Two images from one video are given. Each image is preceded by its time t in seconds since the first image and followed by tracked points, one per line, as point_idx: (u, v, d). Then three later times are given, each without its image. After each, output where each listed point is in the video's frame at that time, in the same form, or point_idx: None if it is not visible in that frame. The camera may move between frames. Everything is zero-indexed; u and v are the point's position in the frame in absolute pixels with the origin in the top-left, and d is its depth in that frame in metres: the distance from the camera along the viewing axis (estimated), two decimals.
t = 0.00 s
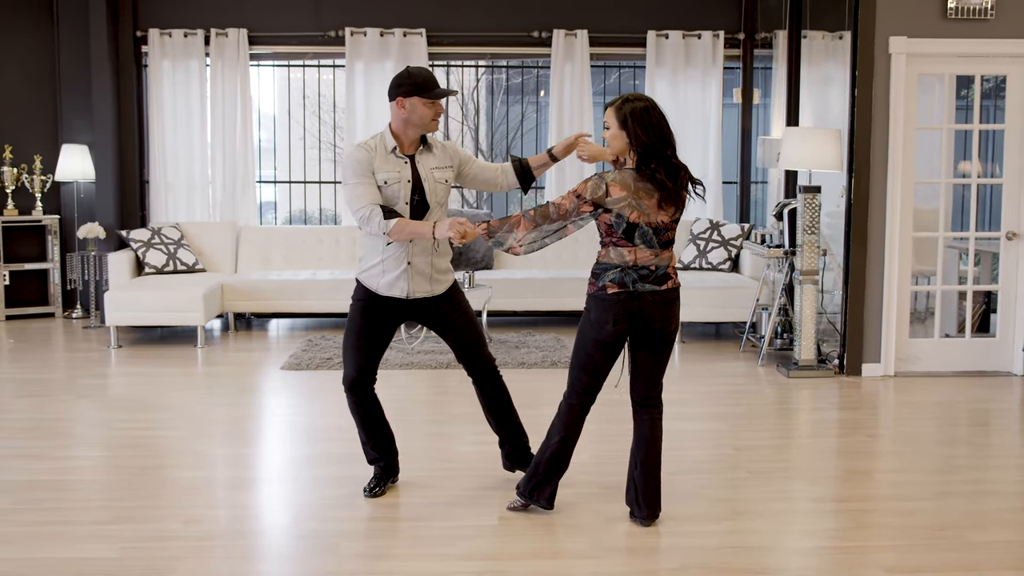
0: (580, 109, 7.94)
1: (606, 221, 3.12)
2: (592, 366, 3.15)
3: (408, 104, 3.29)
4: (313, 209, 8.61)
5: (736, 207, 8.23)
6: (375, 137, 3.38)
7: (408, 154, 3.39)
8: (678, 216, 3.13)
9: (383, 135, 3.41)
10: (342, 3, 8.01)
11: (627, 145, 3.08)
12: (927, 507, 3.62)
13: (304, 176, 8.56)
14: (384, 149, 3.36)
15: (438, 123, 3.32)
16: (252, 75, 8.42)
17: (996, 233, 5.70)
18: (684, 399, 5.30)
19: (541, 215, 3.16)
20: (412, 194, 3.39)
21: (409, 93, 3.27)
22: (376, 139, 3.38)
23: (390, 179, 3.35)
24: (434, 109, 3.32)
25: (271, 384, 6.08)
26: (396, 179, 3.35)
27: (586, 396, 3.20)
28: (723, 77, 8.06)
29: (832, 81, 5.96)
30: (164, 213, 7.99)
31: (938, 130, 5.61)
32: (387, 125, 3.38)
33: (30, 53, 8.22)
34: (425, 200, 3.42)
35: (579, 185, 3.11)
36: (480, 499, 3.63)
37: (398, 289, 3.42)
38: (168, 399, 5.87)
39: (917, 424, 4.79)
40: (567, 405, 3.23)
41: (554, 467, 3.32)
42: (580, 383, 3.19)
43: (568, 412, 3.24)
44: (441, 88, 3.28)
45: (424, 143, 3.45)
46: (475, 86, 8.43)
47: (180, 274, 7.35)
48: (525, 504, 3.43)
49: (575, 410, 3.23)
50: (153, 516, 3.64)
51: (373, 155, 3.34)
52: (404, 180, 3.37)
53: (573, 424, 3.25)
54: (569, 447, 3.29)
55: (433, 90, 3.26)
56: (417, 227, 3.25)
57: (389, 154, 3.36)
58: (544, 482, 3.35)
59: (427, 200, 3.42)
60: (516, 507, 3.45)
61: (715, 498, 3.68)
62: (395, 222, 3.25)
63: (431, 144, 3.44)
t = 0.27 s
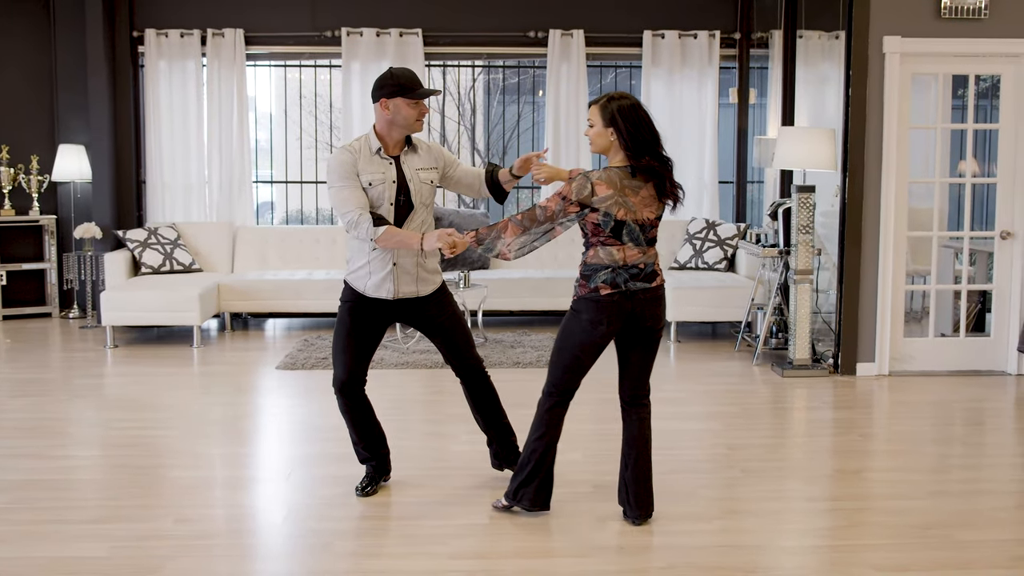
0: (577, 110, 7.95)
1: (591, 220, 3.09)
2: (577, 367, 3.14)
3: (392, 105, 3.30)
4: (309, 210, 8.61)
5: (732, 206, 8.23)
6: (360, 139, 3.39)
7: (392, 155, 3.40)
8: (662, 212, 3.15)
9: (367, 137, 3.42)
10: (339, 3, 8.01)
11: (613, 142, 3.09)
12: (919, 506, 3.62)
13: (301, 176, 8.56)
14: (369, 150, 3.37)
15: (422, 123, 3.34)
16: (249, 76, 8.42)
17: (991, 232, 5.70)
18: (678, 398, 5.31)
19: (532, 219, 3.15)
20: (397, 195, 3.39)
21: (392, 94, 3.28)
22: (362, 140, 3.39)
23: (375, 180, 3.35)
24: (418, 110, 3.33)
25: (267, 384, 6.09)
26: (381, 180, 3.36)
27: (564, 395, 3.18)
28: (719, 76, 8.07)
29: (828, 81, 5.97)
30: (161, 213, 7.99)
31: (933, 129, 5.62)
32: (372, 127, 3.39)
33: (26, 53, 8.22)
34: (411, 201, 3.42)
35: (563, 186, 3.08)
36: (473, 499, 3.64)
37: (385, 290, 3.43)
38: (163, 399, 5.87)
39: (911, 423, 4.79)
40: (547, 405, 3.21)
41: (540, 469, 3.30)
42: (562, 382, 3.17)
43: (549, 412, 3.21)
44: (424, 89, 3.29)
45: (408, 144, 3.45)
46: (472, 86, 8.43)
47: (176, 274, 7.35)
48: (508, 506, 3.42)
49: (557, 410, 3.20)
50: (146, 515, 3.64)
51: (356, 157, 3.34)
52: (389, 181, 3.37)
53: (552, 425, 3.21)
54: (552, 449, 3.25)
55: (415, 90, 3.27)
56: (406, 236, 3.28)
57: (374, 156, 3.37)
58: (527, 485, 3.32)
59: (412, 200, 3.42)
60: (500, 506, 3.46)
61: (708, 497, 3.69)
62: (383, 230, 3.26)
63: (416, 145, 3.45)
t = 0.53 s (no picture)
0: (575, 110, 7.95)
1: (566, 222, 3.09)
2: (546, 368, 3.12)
3: (390, 101, 3.30)
4: (308, 210, 8.61)
5: (731, 206, 8.24)
6: (358, 136, 3.39)
7: (391, 151, 3.41)
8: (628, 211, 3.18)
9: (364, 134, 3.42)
10: (338, 3, 8.02)
11: (581, 142, 3.09)
12: (915, 506, 3.63)
13: (299, 176, 8.57)
14: (367, 148, 3.37)
15: (420, 119, 3.35)
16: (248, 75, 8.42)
17: (989, 233, 5.71)
18: (676, 398, 5.32)
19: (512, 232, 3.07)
20: (396, 191, 3.40)
21: (389, 91, 3.27)
22: (361, 137, 3.39)
23: (373, 178, 3.36)
24: (415, 106, 3.33)
25: (265, 384, 6.09)
26: (379, 177, 3.37)
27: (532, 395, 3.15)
28: (717, 77, 8.07)
29: (825, 81, 5.97)
30: (160, 213, 8.00)
31: (930, 130, 5.62)
32: (371, 124, 3.39)
33: (25, 52, 8.23)
34: (411, 196, 3.43)
35: (539, 190, 3.06)
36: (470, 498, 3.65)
37: (389, 285, 3.42)
38: (161, 399, 5.88)
39: (909, 423, 4.80)
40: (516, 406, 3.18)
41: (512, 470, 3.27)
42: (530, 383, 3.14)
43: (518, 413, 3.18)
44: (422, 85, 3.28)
45: (407, 139, 3.45)
46: (470, 86, 8.44)
47: (175, 274, 7.36)
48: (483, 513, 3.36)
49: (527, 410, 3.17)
50: (144, 515, 3.65)
51: (354, 155, 3.34)
52: (388, 178, 3.38)
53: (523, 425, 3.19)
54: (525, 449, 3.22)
55: (410, 88, 3.25)
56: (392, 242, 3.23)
57: (372, 153, 3.37)
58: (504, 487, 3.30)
59: (412, 195, 3.43)
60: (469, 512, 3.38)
61: (705, 497, 3.69)
62: (371, 234, 3.24)
63: (415, 140, 3.45)
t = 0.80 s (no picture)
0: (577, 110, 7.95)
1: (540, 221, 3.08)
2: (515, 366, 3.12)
3: (411, 91, 3.29)
4: (310, 209, 8.62)
5: (733, 207, 8.24)
6: (381, 127, 3.40)
7: (414, 141, 3.41)
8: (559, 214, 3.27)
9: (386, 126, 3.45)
10: (340, 3, 8.02)
11: (541, 142, 3.10)
12: (916, 506, 3.64)
13: (302, 176, 8.58)
14: (390, 138, 3.38)
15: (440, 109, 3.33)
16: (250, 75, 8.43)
17: (991, 234, 5.71)
18: (678, 399, 5.32)
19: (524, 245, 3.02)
20: (416, 182, 3.42)
21: (410, 80, 3.26)
22: (384, 127, 3.40)
23: (394, 169, 3.37)
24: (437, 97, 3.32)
25: (267, 383, 6.10)
26: (400, 168, 3.39)
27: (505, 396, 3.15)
28: (720, 77, 8.07)
29: (828, 82, 5.98)
30: (163, 212, 8.01)
31: (932, 131, 5.63)
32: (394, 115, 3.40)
33: (28, 52, 8.24)
34: (430, 187, 3.44)
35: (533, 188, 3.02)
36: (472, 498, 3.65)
37: (414, 273, 3.45)
38: (163, 397, 5.89)
39: (910, 424, 4.80)
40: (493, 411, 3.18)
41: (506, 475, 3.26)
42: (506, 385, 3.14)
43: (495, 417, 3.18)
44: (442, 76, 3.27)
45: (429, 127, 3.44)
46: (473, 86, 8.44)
47: (177, 273, 7.37)
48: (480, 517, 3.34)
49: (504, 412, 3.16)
50: (146, 513, 3.66)
51: (377, 145, 3.36)
52: (408, 169, 3.40)
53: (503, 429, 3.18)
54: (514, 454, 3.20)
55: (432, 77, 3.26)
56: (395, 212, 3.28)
57: (394, 143, 3.38)
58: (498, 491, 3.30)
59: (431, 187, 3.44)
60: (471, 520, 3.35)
61: (706, 497, 3.70)
62: (374, 210, 3.30)
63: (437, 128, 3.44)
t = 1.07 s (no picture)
0: (583, 111, 7.96)
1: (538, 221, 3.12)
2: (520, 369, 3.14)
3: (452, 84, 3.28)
4: (316, 208, 8.63)
5: (738, 208, 8.25)
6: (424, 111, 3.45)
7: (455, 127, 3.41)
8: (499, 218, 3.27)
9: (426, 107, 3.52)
10: (346, 2, 8.03)
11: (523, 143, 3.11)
12: (925, 507, 3.64)
13: (308, 175, 8.59)
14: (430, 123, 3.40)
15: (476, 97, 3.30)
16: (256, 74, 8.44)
17: (997, 236, 5.72)
18: (685, 399, 5.34)
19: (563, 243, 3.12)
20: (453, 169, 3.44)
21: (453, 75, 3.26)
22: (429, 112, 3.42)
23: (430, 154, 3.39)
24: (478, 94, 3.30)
25: (274, 381, 6.11)
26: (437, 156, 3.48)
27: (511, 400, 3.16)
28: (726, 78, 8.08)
29: (834, 83, 5.99)
30: (169, 210, 8.02)
31: (939, 133, 5.64)
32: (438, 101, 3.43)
33: (36, 50, 8.26)
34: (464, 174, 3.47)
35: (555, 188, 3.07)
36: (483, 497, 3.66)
37: (445, 263, 3.47)
38: (170, 395, 5.90)
39: (917, 426, 4.81)
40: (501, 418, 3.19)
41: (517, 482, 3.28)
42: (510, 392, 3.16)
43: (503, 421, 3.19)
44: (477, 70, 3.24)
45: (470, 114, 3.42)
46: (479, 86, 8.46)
47: (184, 271, 7.38)
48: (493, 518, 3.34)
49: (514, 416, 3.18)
50: (157, 511, 3.67)
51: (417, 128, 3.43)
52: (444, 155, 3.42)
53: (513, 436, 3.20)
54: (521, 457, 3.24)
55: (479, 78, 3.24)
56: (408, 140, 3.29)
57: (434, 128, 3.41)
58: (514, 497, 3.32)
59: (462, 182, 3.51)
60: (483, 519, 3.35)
61: (716, 497, 3.71)
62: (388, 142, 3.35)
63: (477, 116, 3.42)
